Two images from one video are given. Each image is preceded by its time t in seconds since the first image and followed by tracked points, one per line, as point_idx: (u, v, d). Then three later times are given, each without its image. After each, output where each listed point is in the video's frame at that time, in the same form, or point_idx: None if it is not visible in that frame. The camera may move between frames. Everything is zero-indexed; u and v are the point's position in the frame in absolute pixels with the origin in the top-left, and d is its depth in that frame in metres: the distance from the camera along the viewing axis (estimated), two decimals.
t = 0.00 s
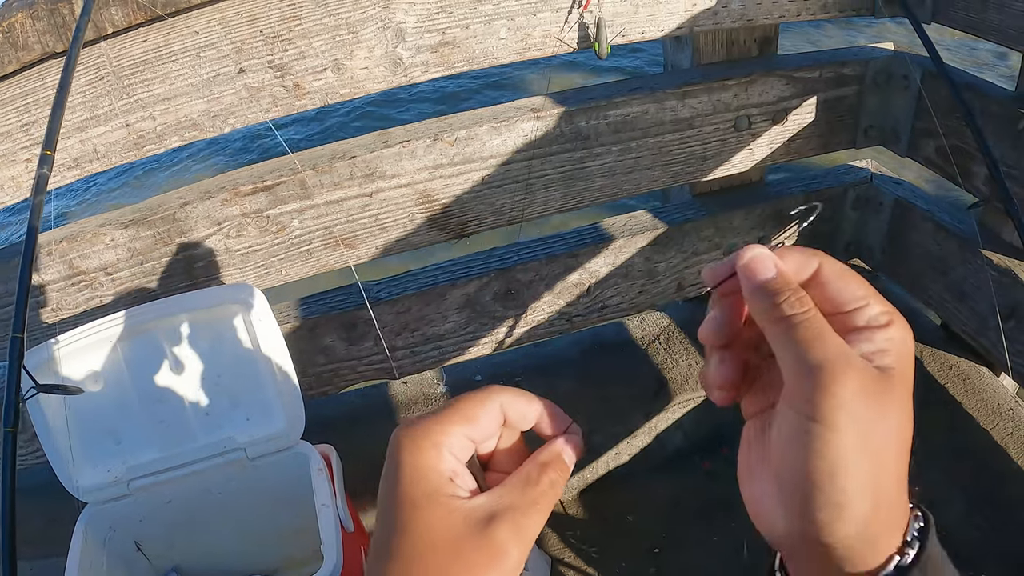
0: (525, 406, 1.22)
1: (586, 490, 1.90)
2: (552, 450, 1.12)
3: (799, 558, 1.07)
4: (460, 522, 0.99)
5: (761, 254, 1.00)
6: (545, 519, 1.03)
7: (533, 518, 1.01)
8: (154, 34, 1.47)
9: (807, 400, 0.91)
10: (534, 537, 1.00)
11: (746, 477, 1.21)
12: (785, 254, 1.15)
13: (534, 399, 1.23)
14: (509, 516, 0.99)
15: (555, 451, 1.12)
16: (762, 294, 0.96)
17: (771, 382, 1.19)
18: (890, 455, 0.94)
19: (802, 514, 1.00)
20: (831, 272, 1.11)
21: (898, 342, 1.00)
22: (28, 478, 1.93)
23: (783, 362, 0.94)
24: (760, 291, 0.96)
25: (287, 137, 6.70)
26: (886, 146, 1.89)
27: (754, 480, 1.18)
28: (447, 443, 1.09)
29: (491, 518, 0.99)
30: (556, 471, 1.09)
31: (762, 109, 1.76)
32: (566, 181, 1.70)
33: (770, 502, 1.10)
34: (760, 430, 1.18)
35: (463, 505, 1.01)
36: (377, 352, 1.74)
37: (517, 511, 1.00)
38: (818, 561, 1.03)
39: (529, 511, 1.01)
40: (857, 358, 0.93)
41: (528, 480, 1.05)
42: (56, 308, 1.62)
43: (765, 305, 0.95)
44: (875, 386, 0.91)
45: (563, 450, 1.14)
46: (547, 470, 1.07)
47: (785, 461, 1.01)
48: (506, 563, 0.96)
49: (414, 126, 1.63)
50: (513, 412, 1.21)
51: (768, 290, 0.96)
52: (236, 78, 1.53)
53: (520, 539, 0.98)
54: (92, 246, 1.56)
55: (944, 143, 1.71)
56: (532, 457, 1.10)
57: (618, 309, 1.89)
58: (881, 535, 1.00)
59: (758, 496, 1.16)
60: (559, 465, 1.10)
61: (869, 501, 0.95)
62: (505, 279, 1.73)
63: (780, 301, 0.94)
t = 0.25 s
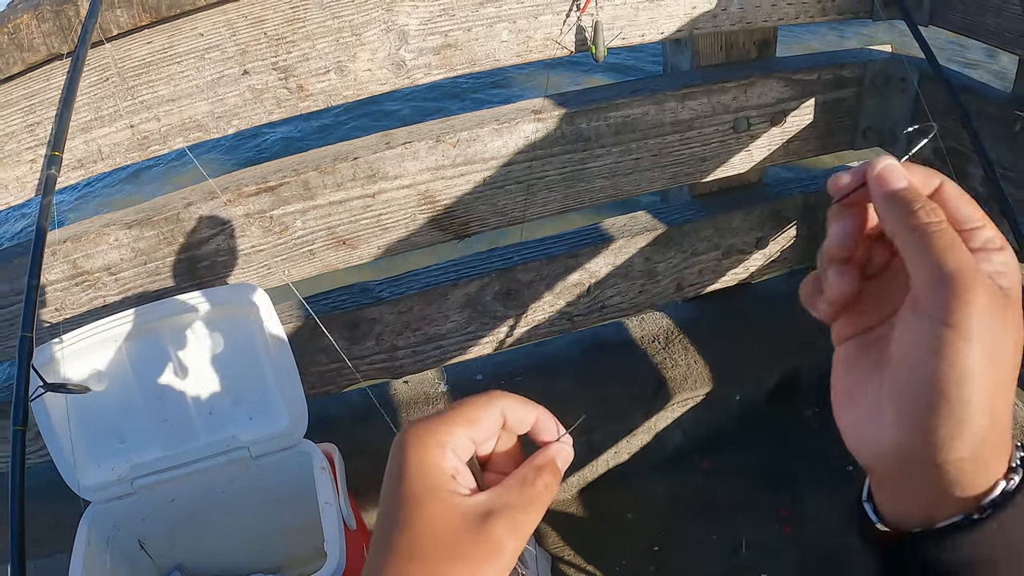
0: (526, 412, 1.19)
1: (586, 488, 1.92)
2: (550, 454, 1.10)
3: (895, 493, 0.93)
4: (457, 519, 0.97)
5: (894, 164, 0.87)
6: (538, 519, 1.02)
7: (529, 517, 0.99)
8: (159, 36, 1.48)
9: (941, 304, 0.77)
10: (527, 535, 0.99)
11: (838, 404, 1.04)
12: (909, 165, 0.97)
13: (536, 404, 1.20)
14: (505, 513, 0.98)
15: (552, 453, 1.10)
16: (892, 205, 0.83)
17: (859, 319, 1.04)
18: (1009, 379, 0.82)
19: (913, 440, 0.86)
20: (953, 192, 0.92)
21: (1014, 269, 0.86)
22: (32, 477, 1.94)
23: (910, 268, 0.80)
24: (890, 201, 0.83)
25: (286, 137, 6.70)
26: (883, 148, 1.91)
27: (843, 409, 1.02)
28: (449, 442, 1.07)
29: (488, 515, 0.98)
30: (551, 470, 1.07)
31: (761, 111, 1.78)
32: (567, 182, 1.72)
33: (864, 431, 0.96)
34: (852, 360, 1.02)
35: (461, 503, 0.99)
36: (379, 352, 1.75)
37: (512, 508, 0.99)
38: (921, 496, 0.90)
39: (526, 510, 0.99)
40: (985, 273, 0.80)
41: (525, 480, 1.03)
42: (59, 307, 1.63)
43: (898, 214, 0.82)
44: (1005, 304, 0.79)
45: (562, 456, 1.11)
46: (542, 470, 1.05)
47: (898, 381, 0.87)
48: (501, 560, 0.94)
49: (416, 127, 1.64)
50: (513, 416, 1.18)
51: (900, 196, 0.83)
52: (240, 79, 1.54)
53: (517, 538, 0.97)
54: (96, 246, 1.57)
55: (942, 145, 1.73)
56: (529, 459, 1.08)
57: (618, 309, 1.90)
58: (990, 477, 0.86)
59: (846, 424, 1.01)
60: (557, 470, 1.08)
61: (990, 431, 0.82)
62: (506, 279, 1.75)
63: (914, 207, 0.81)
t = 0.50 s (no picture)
0: (502, 403, 1.24)
1: (584, 488, 1.91)
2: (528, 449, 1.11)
3: (982, 449, 1.11)
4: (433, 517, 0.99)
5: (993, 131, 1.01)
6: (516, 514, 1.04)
7: (505, 512, 1.01)
8: (156, 33, 1.48)
9: None
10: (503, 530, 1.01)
11: (915, 366, 1.23)
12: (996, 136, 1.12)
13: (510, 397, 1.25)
14: (479, 510, 1.00)
15: (530, 445, 1.12)
16: (993, 170, 0.95)
17: (950, 276, 1.24)
18: None
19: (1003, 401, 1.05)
20: None
21: None
22: (29, 477, 1.93)
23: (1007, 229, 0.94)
24: (992, 167, 0.95)
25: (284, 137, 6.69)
26: (882, 147, 1.91)
27: (925, 369, 1.21)
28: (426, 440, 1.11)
29: (460, 510, 1.00)
30: (529, 465, 1.08)
31: (759, 110, 1.78)
32: (565, 181, 1.71)
33: (948, 390, 1.15)
34: (946, 314, 1.22)
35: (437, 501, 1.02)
36: (377, 351, 1.75)
37: (486, 503, 1.01)
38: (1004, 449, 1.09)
39: (499, 506, 1.01)
40: None
41: (498, 478, 1.05)
42: (56, 307, 1.62)
43: (995, 179, 0.94)
44: None
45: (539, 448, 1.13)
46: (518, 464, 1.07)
47: (986, 345, 1.05)
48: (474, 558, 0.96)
49: (414, 126, 1.64)
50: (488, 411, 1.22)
51: (999, 162, 0.95)
52: (238, 77, 1.54)
53: (491, 532, 0.99)
54: (93, 246, 1.56)
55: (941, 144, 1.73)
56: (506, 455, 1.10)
57: (616, 308, 1.89)
58: None
59: (923, 386, 1.20)
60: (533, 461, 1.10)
61: None
62: (505, 279, 1.74)
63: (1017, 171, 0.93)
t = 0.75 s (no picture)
0: (450, 394, 1.26)
1: (583, 489, 1.89)
2: (473, 438, 1.07)
3: (1012, 447, 1.16)
4: (373, 533, 1.03)
5: None
6: (461, 515, 1.03)
7: (443, 517, 1.01)
8: (150, 30, 1.46)
9: None
10: (447, 535, 1.02)
11: (938, 369, 1.28)
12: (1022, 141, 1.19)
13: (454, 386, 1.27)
14: (416, 521, 1.01)
15: (477, 433, 1.08)
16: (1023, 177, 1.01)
17: (973, 281, 1.29)
18: None
19: None
20: None
21: None
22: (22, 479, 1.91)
23: None
24: None
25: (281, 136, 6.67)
26: (882, 145, 1.89)
27: (950, 372, 1.25)
28: (366, 449, 1.15)
29: (392, 522, 1.02)
30: (471, 457, 1.04)
31: (759, 108, 1.76)
32: (563, 180, 1.70)
33: (975, 391, 1.19)
34: (972, 318, 1.27)
35: (379, 513, 1.05)
36: (374, 351, 1.73)
37: (419, 513, 1.01)
38: None
39: (436, 512, 1.01)
40: None
41: (436, 481, 1.03)
42: (48, 308, 1.60)
43: None
44: None
45: (483, 433, 1.08)
46: (456, 458, 1.04)
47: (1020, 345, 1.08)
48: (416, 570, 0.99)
49: (411, 124, 1.62)
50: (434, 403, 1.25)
51: None
52: (232, 75, 1.52)
53: (430, 540, 1.01)
54: (86, 245, 1.54)
55: (942, 142, 1.72)
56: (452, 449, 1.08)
57: (615, 307, 1.88)
58: None
59: (948, 388, 1.24)
60: (482, 450, 1.05)
61: None
62: (502, 278, 1.72)
63: None
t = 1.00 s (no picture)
0: (434, 392, 1.20)
1: (581, 490, 1.88)
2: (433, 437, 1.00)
3: (982, 465, 1.22)
4: (338, 543, 1.00)
5: (992, 165, 1.18)
6: (423, 519, 0.98)
7: (405, 525, 0.97)
8: (144, 29, 1.45)
9: None
10: (408, 540, 0.98)
11: (912, 386, 1.34)
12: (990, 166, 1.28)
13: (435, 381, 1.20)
14: (376, 528, 0.97)
15: (437, 431, 1.00)
16: (996, 201, 1.09)
17: (944, 299, 1.36)
18: None
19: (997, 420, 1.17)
20: None
21: None
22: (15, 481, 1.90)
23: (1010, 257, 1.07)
24: (995, 198, 1.10)
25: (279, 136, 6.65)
26: (880, 144, 1.88)
27: (923, 390, 1.32)
28: (348, 451, 1.14)
29: (354, 529, 0.99)
30: (428, 456, 0.97)
31: (756, 108, 1.76)
32: (560, 179, 1.69)
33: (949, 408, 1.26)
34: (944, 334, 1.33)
35: (346, 522, 1.02)
36: (370, 352, 1.72)
37: (380, 519, 0.97)
38: (1007, 464, 1.18)
39: (395, 517, 0.97)
40: None
41: (395, 486, 0.98)
42: (41, 310, 1.59)
43: (1000, 209, 1.08)
44: None
45: (443, 431, 1.00)
46: (413, 459, 0.98)
47: (989, 360, 1.17)
48: None
49: (407, 123, 1.61)
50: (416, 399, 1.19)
51: (1000, 193, 1.10)
52: (227, 74, 1.51)
53: (393, 550, 0.96)
54: (80, 246, 1.53)
55: (941, 141, 1.71)
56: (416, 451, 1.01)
57: (612, 308, 1.87)
58: None
59: (924, 405, 1.31)
60: (443, 451, 0.98)
61: None
62: (499, 278, 1.72)
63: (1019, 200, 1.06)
